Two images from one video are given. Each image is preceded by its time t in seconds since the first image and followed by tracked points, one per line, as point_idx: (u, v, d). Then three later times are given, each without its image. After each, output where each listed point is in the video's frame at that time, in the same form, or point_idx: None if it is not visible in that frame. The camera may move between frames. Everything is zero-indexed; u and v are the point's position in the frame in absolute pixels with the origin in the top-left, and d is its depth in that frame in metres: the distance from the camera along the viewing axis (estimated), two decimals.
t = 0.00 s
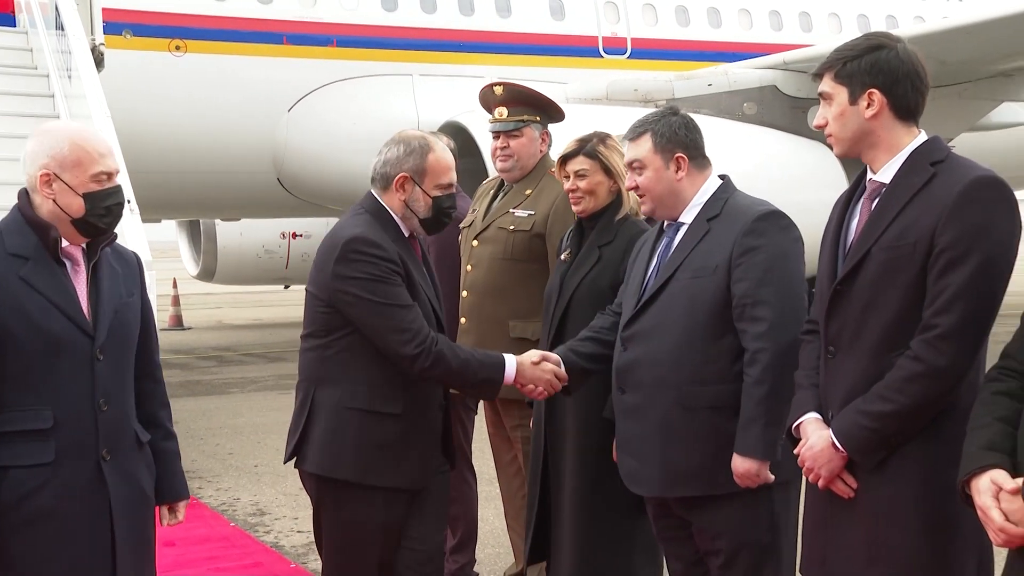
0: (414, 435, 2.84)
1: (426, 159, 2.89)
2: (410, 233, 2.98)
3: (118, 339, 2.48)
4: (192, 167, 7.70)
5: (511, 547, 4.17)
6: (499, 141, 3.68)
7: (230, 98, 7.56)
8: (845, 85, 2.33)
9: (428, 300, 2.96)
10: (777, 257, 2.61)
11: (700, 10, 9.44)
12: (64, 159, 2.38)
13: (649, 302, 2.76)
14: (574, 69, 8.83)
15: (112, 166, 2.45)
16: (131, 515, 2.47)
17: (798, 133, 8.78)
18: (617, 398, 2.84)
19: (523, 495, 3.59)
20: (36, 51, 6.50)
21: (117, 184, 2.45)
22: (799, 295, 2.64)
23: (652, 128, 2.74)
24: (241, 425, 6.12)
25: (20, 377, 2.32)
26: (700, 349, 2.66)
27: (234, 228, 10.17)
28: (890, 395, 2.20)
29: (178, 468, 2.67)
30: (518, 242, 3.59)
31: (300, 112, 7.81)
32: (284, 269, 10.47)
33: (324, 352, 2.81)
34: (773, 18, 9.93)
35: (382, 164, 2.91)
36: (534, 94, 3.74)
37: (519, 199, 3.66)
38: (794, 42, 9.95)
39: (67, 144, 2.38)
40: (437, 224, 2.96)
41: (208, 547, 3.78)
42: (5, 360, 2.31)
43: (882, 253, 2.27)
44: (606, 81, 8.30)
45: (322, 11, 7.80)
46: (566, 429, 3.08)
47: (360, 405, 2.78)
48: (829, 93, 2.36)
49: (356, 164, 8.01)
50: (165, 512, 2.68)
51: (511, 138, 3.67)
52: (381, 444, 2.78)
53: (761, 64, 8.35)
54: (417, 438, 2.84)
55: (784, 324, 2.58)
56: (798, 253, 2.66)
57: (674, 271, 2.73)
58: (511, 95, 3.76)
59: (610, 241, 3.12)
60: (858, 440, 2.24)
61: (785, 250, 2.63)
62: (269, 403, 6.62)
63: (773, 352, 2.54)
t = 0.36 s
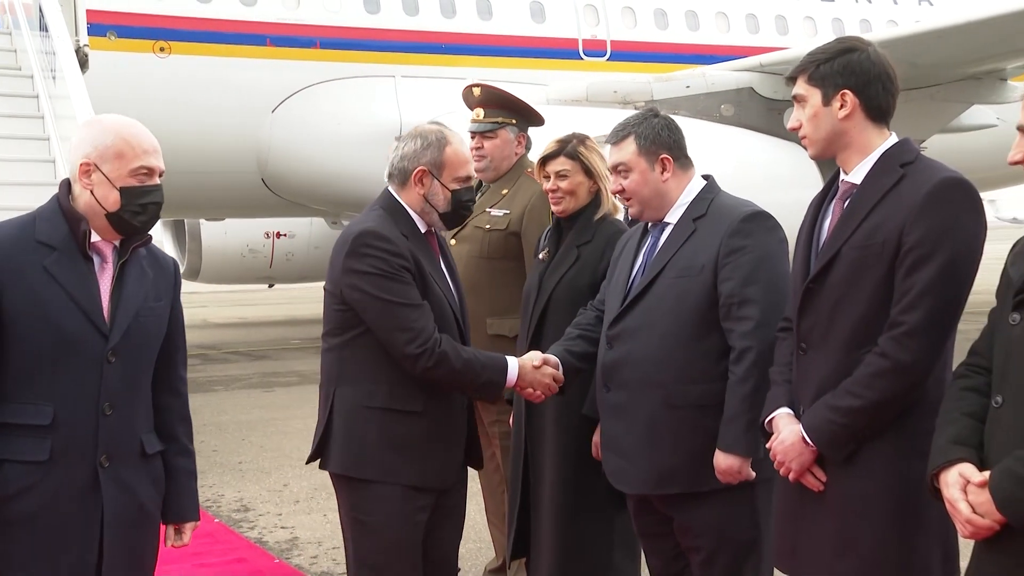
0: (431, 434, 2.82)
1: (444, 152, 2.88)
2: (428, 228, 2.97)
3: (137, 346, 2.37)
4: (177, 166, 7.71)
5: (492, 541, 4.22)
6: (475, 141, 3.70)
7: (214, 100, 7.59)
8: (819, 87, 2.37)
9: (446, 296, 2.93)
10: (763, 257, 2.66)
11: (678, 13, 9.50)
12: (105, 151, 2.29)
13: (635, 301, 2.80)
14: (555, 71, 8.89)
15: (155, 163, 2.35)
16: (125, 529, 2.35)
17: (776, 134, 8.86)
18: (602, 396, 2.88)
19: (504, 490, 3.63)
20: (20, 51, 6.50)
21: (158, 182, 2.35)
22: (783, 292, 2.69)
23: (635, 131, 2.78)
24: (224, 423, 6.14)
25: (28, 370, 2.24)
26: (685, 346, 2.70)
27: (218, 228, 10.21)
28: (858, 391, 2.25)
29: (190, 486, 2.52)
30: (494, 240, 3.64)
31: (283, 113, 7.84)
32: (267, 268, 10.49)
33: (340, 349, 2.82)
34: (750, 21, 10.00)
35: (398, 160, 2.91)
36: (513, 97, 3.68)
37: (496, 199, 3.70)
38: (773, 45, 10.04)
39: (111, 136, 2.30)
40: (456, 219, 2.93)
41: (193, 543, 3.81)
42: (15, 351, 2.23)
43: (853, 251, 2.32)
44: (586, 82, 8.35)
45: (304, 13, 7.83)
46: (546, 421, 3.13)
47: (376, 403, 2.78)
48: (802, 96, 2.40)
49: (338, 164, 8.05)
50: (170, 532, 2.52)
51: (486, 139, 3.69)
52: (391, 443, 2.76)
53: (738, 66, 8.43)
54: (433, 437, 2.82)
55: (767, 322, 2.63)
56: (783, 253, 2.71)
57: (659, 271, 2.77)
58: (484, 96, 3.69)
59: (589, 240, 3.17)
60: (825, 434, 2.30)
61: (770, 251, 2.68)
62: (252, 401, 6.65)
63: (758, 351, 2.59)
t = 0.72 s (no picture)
0: (419, 438, 2.73)
1: (423, 142, 2.76)
2: (425, 220, 2.85)
3: (146, 339, 2.32)
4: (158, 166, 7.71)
5: (471, 537, 4.26)
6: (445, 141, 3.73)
7: (197, 101, 7.63)
8: (789, 90, 2.42)
9: (445, 296, 2.80)
10: (750, 256, 2.69)
11: (654, 15, 9.56)
12: (103, 139, 2.24)
13: (619, 296, 2.83)
14: (533, 72, 8.92)
15: (154, 150, 2.30)
16: (134, 526, 2.28)
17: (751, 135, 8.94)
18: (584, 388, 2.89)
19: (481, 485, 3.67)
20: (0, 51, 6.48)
21: (158, 169, 2.30)
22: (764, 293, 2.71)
23: (633, 123, 2.79)
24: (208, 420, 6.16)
25: (37, 363, 2.17)
26: (667, 344, 2.73)
27: (200, 226, 10.25)
28: (835, 389, 2.29)
29: (208, 478, 2.45)
30: (464, 239, 3.70)
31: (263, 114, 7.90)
32: (248, 266, 10.53)
33: (336, 344, 2.76)
34: (724, 23, 10.08)
35: (387, 152, 2.81)
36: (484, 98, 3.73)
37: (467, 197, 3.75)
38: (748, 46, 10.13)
39: (108, 124, 2.25)
40: (447, 208, 2.79)
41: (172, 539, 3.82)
42: (21, 345, 2.17)
43: (823, 249, 2.37)
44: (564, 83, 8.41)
45: (285, 15, 7.85)
46: (523, 414, 3.19)
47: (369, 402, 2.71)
48: (773, 99, 2.45)
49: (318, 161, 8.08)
50: (199, 522, 2.44)
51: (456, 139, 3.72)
52: (369, 444, 2.70)
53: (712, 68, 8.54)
54: (422, 441, 2.73)
55: (753, 322, 2.65)
56: (769, 253, 2.74)
57: (646, 266, 2.80)
58: (455, 96, 3.79)
59: (564, 239, 3.20)
60: (808, 434, 2.32)
61: (756, 250, 2.71)
62: (234, 398, 6.68)
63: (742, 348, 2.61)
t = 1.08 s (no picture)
0: (423, 441, 2.62)
1: (407, 132, 2.64)
2: (409, 215, 2.75)
3: (144, 340, 2.35)
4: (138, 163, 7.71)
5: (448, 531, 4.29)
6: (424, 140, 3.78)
7: (176, 98, 7.65)
8: (761, 86, 2.46)
9: (437, 290, 2.72)
10: (724, 255, 2.72)
11: (629, 15, 9.62)
12: (92, 138, 2.24)
13: (595, 293, 2.85)
14: (510, 71, 8.92)
15: (141, 147, 2.31)
16: (141, 533, 2.31)
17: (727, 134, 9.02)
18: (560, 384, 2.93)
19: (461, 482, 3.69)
20: None
21: (147, 166, 2.32)
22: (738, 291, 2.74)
23: (618, 120, 2.82)
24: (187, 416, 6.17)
25: (43, 372, 2.18)
26: (639, 343, 2.76)
27: (180, 224, 10.24)
28: (804, 379, 2.35)
29: (189, 484, 2.55)
30: (441, 237, 3.74)
31: (243, 113, 7.93)
32: (229, 263, 10.51)
33: (327, 353, 2.61)
34: (698, 24, 10.13)
35: (366, 145, 2.68)
36: (460, 96, 3.79)
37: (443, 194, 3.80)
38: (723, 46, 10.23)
39: (96, 122, 2.25)
40: (433, 202, 2.69)
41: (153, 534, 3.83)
42: (24, 354, 2.17)
43: (792, 245, 2.42)
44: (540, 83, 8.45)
45: (264, 15, 7.87)
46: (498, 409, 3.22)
47: (368, 410, 2.57)
48: (745, 94, 2.49)
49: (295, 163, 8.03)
50: (175, 531, 2.55)
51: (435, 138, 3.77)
52: (379, 454, 2.57)
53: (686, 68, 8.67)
54: (426, 444, 2.63)
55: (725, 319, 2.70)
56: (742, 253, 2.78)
57: (622, 264, 2.82)
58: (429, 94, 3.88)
59: (538, 236, 3.23)
60: (777, 424, 2.38)
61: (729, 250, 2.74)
62: (213, 394, 6.69)
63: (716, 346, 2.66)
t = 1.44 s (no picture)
0: (415, 448, 2.54)
1: (395, 126, 2.54)
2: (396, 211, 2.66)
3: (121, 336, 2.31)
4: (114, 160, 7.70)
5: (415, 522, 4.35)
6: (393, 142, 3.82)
7: (151, 95, 7.65)
8: (711, 86, 2.55)
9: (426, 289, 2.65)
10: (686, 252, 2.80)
11: (597, 17, 9.68)
12: (88, 132, 2.13)
13: (560, 289, 2.90)
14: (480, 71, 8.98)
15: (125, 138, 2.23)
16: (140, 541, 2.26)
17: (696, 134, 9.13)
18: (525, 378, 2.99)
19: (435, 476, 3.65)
20: None
21: (131, 159, 2.24)
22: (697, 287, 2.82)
23: (586, 118, 2.88)
24: (159, 410, 6.16)
25: (45, 387, 2.07)
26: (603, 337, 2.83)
27: (153, 221, 10.29)
28: (772, 367, 2.39)
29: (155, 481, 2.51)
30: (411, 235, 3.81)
31: (219, 108, 7.96)
32: (203, 259, 10.48)
33: (315, 357, 2.50)
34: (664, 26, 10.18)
35: (354, 138, 2.59)
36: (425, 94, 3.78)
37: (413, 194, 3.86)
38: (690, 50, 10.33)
39: (90, 115, 2.13)
40: (420, 199, 2.60)
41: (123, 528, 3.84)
42: (23, 369, 2.05)
43: (747, 239, 2.48)
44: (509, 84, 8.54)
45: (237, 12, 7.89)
46: (466, 402, 3.30)
47: (357, 416, 2.48)
48: (693, 94, 2.57)
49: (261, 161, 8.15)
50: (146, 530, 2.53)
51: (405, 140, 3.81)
52: (369, 463, 2.47)
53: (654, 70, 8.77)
54: (417, 451, 2.54)
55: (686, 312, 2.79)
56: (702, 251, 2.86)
57: (586, 260, 2.88)
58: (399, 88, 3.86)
59: (505, 234, 3.28)
60: (747, 412, 2.41)
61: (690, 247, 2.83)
62: (185, 387, 6.72)
63: (676, 342, 2.73)
